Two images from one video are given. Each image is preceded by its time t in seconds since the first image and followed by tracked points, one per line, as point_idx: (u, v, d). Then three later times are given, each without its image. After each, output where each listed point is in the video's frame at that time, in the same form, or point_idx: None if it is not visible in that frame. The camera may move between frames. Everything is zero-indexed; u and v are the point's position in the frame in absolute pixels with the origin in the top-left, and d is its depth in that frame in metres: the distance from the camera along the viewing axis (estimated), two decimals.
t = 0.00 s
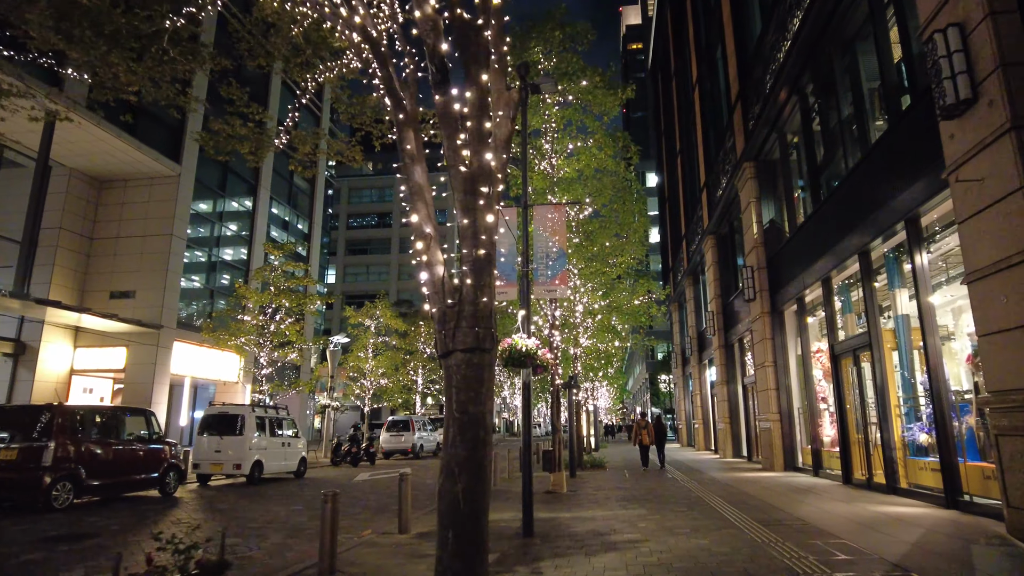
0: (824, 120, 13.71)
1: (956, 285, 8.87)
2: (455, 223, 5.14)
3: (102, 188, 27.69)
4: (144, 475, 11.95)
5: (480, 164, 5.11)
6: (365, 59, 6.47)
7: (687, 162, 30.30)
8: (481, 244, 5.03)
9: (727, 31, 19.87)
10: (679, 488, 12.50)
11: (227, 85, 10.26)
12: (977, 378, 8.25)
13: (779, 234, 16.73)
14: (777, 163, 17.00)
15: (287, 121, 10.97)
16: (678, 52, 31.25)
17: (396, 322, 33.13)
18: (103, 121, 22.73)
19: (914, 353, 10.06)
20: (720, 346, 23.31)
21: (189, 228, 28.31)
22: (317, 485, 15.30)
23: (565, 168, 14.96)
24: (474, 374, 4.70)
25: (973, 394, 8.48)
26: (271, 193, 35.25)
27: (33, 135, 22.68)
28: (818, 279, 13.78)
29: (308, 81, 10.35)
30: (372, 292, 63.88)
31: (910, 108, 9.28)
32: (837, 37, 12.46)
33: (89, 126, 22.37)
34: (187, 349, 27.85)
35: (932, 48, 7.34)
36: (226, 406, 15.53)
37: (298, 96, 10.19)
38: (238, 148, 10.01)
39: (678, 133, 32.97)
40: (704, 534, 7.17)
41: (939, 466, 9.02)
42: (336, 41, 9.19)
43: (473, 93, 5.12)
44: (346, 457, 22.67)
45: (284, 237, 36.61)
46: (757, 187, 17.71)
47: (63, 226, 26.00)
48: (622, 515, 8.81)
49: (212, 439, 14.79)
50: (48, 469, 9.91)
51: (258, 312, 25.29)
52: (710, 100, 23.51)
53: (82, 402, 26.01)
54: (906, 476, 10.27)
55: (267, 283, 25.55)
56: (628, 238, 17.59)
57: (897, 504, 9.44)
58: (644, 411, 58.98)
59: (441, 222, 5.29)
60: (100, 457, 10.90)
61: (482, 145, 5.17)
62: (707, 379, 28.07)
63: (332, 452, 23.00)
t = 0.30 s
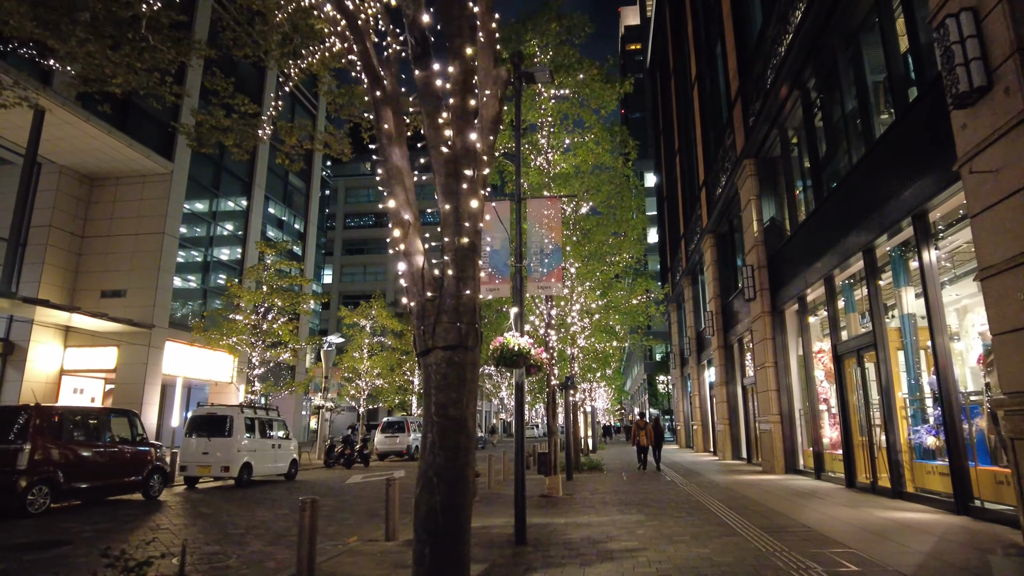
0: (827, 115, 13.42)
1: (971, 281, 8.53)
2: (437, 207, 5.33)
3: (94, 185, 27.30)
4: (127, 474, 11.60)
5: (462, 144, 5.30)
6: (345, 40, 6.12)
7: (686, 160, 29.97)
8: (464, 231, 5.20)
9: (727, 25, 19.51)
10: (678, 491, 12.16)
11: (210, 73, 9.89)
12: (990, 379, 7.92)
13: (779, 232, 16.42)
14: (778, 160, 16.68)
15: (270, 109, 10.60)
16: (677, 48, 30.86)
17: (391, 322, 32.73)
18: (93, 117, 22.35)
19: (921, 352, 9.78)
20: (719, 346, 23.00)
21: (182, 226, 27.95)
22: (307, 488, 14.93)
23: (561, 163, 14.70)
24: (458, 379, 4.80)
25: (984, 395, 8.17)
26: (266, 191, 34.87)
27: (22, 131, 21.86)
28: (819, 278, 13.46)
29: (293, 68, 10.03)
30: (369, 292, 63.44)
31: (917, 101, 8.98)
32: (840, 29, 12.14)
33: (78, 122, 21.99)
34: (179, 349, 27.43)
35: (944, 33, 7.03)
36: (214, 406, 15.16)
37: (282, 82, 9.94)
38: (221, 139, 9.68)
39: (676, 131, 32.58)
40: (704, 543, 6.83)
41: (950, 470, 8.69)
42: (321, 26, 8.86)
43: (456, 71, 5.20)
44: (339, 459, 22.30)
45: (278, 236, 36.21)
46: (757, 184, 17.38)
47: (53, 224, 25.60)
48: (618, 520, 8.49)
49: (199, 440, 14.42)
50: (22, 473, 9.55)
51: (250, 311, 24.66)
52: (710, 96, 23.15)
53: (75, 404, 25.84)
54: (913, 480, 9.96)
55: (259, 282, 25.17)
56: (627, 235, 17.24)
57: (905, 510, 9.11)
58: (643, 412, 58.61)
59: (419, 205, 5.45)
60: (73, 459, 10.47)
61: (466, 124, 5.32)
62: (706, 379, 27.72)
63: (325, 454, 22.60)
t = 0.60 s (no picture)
0: (830, 107, 13.08)
1: (984, 274, 8.18)
2: (410, 182, 5.15)
3: (85, 181, 26.89)
4: (110, 475, 11.27)
5: (439, 112, 5.13)
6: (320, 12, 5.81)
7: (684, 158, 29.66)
8: (440, 208, 5.02)
9: (727, 19, 19.17)
10: (677, 494, 11.80)
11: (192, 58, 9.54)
12: (1005, 377, 7.57)
13: (781, 227, 16.08)
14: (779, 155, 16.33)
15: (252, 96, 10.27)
16: (676, 44, 30.48)
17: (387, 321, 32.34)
18: (82, 112, 21.98)
19: (927, 350, 9.45)
20: (719, 344, 22.67)
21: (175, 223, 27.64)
22: (296, 490, 14.55)
23: (557, 156, 14.45)
24: (430, 373, 4.68)
25: (997, 393, 7.83)
26: (261, 188, 34.49)
27: (10, 125, 21.47)
28: (822, 274, 13.10)
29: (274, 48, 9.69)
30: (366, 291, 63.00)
31: (925, 88, 8.65)
32: (844, 17, 11.77)
33: (67, 117, 21.62)
34: (171, 348, 27.02)
35: (957, 11, 6.67)
36: (201, 405, 14.78)
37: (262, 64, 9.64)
38: (202, 126, 9.33)
39: (676, 127, 32.24)
40: (704, 550, 6.48)
41: (961, 472, 8.34)
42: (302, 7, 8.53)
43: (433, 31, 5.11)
44: (333, 460, 21.91)
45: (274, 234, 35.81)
46: (758, 180, 17.02)
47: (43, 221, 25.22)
48: (614, 524, 8.14)
49: (185, 441, 14.05)
50: None
51: (242, 309, 24.46)
52: (709, 92, 22.82)
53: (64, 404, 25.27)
54: (920, 482, 9.63)
55: (250, 280, 24.78)
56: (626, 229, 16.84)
57: (913, 513, 8.77)
58: (642, 412, 58.23)
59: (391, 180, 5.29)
60: (54, 458, 10.19)
61: (442, 92, 5.17)
62: (706, 379, 27.35)
63: (318, 455, 22.20)
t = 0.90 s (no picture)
0: (837, 99, 12.72)
1: (999, 269, 7.85)
2: (387, 156, 4.85)
3: (78, 178, 26.54)
4: (94, 477, 10.92)
5: (420, 79, 4.85)
6: None
7: (685, 155, 29.34)
8: (420, 186, 4.75)
9: (728, 12, 18.83)
10: (680, 496, 11.46)
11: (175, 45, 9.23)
12: None
13: (784, 224, 15.73)
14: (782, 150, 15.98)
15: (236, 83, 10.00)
16: (676, 40, 30.12)
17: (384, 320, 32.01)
18: (73, 108, 21.64)
19: (939, 348, 9.13)
20: (721, 343, 22.34)
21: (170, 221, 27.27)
22: (289, 492, 14.21)
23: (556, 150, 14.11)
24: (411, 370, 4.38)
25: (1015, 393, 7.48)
26: (257, 185, 34.12)
27: None
28: (828, 271, 12.74)
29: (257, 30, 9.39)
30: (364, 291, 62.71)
31: (937, 76, 8.31)
32: (850, 6, 11.42)
33: (57, 112, 21.27)
34: (164, 347, 26.66)
35: None
36: (190, 405, 14.42)
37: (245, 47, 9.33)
38: (187, 115, 9.02)
39: (676, 124, 31.91)
40: (710, 557, 6.14)
41: (977, 476, 8.00)
42: None
43: None
44: (328, 461, 21.57)
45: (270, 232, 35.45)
46: (761, 175, 16.65)
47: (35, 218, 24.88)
48: (615, 530, 7.80)
49: (173, 441, 13.68)
50: None
51: (235, 308, 24.12)
52: (710, 87, 22.46)
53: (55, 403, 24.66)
54: (932, 485, 9.30)
55: (243, 277, 24.42)
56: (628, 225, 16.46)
57: (926, 518, 8.42)
58: (642, 412, 57.96)
59: (366, 157, 5.03)
60: (36, 459, 9.86)
61: (422, 57, 4.91)
62: (707, 378, 27.02)
63: (313, 456, 21.86)
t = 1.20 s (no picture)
0: (848, 89, 12.31)
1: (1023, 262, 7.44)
2: (365, 115, 4.47)
3: (72, 174, 26.16)
4: (78, 477, 10.52)
5: (402, 28, 4.41)
6: None
7: (688, 152, 28.93)
8: (400, 148, 4.37)
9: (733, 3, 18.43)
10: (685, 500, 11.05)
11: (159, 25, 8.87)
12: None
13: (792, 219, 15.30)
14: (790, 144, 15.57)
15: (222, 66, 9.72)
16: (680, 35, 29.74)
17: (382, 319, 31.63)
18: (65, 100, 21.24)
19: (957, 346, 8.75)
20: (725, 343, 21.93)
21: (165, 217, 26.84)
22: (281, 494, 13.80)
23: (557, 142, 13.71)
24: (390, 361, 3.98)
25: None
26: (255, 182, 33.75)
27: None
28: (838, 266, 12.33)
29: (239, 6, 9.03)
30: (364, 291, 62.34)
31: (957, 61, 7.91)
32: None
33: (49, 105, 20.88)
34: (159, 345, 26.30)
35: None
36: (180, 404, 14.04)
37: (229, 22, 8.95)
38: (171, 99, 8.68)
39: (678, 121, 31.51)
40: (721, 568, 5.72)
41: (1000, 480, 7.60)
42: None
43: None
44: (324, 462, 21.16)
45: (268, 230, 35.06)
46: (767, 169, 16.22)
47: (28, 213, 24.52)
48: (619, 536, 7.39)
49: (162, 442, 13.29)
50: None
51: (230, 305, 23.75)
52: (715, 81, 22.03)
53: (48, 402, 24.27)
54: (950, 489, 8.90)
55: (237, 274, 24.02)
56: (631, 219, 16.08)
57: (945, 523, 8.01)
58: (643, 413, 57.55)
59: (340, 120, 4.66)
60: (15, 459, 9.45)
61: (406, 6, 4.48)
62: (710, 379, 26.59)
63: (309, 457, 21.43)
